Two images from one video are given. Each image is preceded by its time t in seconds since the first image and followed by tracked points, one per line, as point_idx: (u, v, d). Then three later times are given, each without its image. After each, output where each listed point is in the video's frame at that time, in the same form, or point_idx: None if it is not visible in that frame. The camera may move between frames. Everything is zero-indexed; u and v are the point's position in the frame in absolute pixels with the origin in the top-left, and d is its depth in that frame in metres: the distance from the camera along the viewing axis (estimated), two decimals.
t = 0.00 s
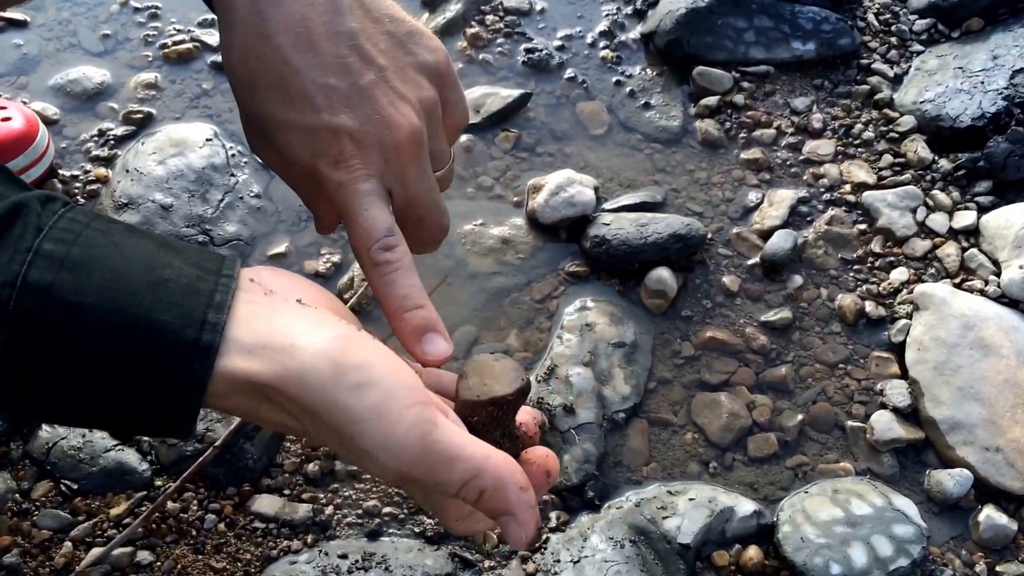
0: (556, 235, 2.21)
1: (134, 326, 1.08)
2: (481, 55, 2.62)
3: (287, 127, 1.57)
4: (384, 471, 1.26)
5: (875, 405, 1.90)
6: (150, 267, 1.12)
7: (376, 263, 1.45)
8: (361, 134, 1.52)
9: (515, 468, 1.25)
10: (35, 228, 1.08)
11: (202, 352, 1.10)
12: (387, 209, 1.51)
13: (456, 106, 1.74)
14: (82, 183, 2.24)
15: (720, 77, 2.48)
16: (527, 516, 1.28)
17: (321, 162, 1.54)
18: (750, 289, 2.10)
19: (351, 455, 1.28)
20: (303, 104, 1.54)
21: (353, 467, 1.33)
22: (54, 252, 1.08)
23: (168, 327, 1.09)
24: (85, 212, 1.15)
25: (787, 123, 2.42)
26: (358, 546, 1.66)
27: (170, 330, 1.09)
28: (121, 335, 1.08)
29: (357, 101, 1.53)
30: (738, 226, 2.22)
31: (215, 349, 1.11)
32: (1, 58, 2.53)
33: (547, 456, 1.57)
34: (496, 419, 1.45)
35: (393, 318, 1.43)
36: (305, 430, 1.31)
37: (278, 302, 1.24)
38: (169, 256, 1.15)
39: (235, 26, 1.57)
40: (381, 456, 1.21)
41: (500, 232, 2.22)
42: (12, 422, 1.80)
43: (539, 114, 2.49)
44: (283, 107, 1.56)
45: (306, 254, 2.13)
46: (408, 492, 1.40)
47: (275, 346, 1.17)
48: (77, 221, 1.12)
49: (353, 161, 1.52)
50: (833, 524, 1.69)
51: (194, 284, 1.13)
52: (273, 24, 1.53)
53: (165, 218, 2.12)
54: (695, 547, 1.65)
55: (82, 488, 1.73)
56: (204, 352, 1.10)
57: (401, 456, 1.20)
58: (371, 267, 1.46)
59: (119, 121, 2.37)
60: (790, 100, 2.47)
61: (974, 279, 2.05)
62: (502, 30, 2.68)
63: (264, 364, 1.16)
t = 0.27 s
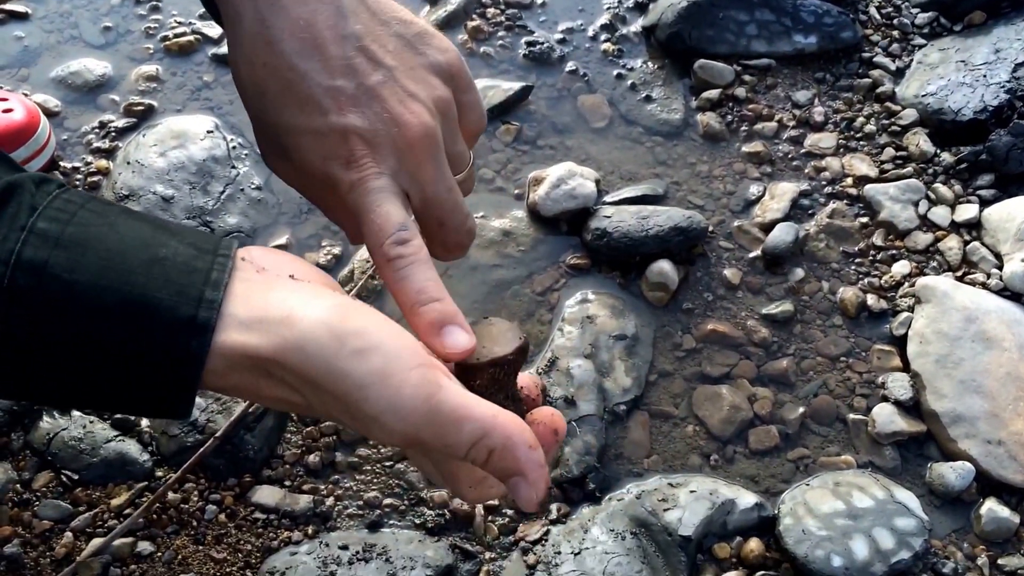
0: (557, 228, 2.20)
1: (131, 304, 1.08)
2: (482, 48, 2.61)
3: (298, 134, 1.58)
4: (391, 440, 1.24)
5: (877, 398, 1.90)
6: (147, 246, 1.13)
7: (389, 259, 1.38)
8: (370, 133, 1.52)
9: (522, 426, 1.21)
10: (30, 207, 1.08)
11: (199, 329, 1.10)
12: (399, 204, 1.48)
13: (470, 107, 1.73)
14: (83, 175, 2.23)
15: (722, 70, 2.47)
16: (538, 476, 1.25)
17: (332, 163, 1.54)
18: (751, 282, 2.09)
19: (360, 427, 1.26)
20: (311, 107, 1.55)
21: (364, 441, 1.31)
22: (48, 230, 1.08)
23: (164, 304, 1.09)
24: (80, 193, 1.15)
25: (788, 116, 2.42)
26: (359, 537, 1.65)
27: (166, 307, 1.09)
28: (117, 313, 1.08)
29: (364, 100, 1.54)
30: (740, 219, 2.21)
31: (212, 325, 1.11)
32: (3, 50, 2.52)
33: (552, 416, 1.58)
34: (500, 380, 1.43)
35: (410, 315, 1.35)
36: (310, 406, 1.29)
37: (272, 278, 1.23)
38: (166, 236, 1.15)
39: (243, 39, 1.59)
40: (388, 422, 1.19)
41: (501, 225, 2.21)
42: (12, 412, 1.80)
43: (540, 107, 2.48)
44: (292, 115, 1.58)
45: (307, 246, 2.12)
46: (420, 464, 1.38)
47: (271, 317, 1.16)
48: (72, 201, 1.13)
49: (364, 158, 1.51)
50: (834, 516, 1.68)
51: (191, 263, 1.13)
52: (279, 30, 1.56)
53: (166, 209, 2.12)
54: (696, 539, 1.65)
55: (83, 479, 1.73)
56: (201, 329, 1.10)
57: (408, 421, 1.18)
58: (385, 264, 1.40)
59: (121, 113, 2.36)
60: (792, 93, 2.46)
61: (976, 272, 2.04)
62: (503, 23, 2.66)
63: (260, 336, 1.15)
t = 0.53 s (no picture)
0: (558, 222, 2.19)
1: (125, 294, 1.07)
2: (484, 42, 2.60)
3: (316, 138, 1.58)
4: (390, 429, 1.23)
5: (878, 393, 1.89)
6: (142, 234, 1.11)
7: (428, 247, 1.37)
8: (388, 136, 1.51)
9: (522, 413, 1.21)
10: (24, 194, 1.08)
11: (194, 320, 1.09)
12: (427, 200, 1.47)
13: (480, 108, 1.71)
14: (84, 168, 2.22)
15: (723, 65, 2.46)
16: (539, 462, 1.25)
17: (351, 166, 1.53)
18: (753, 277, 2.09)
19: (358, 416, 1.26)
20: (328, 112, 1.55)
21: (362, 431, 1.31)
22: (42, 217, 1.08)
23: (159, 295, 1.08)
24: (76, 180, 1.15)
25: (790, 111, 2.41)
26: (359, 531, 1.65)
27: (159, 297, 1.08)
28: (110, 303, 1.07)
29: (381, 104, 1.53)
30: (741, 214, 2.21)
31: (206, 316, 1.10)
32: (4, 43, 2.51)
33: (553, 396, 1.56)
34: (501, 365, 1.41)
35: (460, 293, 1.33)
36: (307, 396, 1.28)
37: (268, 266, 1.21)
38: (162, 224, 1.13)
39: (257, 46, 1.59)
40: (388, 410, 1.19)
41: (502, 219, 2.20)
42: (13, 405, 1.80)
43: (542, 102, 2.47)
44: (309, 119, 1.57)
45: (307, 239, 2.12)
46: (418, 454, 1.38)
47: (267, 307, 1.15)
48: (67, 189, 1.12)
49: (383, 159, 1.50)
50: (834, 511, 1.68)
51: (187, 252, 1.11)
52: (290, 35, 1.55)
53: (167, 202, 2.11)
54: (696, 533, 1.65)
55: (83, 472, 1.73)
56: (195, 321, 1.09)
57: (409, 408, 1.18)
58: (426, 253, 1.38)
59: (122, 106, 2.35)
60: (793, 88, 2.45)
61: (977, 268, 2.03)
62: (505, 18, 2.65)
63: (257, 326, 1.14)
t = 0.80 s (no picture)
0: (559, 218, 2.19)
1: (130, 288, 1.07)
2: (485, 38, 2.60)
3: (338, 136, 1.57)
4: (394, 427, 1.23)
5: (878, 390, 1.89)
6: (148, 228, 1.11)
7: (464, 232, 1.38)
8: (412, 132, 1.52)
9: (527, 413, 1.22)
10: (30, 187, 1.07)
11: (200, 315, 1.09)
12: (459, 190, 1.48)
13: (491, 111, 1.71)
14: (84, 162, 2.22)
15: (725, 62, 2.45)
16: (542, 462, 1.26)
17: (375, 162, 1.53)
18: (753, 274, 2.08)
19: (363, 413, 1.26)
20: (351, 109, 1.55)
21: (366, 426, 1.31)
22: (48, 210, 1.07)
23: (164, 290, 1.07)
24: (81, 172, 1.14)
25: (791, 109, 2.40)
26: (359, 527, 1.65)
27: (166, 292, 1.07)
28: (116, 298, 1.07)
29: (404, 102, 1.54)
30: (741, 211, 2.20)
31: (213, 312, 1.09)
32: (5, 36, 2.51)
33: (559, 391, 1.58)
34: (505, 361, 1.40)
35: (496, 274, 1.34)
36: (311, 391, 1.28)
37: (274, 260, 1.21)
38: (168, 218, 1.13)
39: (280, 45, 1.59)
40: (394, 409, 1.19)
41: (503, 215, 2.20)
42: (12, 399, 1.79)
43: (543, 98, 2.46)
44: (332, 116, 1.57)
45: (308, 234, 2.11)
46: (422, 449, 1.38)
47: (274, 304, 1.15)
48: (73, 181, 1.11)
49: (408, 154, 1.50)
50: (834, 509, 1.67)
51: (193, 247, 1.11)
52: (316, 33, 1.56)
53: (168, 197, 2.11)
54: (696, 530, 1.64)
55: (82, 467, 1.72)
56: (202, 316, 1.09)
57: (415, 407, 1.18)
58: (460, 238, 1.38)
59: (123, 100, 2.35)
60: (794, 86, 2.44)
61: (977, 266, 2.03)
62: (507, 14, 2.64)
63: (263, 323, 1.14)
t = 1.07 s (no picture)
0: (560, 216, 2.18)
1: (133, 272, 1.07)
2: (487, 36, 2.59)
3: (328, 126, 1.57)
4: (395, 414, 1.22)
5: (878, 390, 1.89)
6: (150, 213, 1.11)
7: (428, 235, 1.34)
8: (400, 121, 1.51)
9: (528, 401, 1.20)
10: (33, 171, 1.07)
11: (202, 300, 1.08)
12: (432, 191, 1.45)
13: (490, 103, 1.72)
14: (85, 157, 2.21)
15: (726, 61, 2.45)
16: (543, 450, 1.24)
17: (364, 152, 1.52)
18: (754, 273, 2.08)
19: (365, 402, 1.25)
20: (341, 99, 1.55)
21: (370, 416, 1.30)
22: (51, 194, 1.07)
23: (167, 274, 1.07)
24: (85, 159, 1.15)
25: (792, 107, 2.39)
26: (358, 524, 1.65)
27: (169, 275, 1.07)
28: (119, 282, 1.07)
29: (396, 93, 1.53)
30: (742, 210, 2.19)
31: (214, 296, 1.09)
32: (6, 32, 2.50)
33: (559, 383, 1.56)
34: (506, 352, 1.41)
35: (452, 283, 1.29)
36: (315, 380, 1.27)
37: (276, 247, 1.20)
38: (170, 204, 1.13)
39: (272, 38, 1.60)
40: (394, 397, 1.18)
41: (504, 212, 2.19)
42: (12, 394, 1.79)
43: (544, 95, 2.45)
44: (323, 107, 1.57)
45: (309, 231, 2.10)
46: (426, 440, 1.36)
47: (275, 289, 1.15)
48: (76, 166, 1.12)
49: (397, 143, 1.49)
50: (834, 508, 1.67)
51: (195, 232, 1.11)
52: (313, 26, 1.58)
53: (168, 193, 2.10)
54: (695, 529, 1.64)
55: (82, 462, 1.72)
56: (203, 300, 1.08)
57: (415, 395, 1.17)
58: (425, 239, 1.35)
59: (124, 96, 2.34)
60: (795, 85, 2.44)
61: (977, 265, 2.02)
62: (508, 12, 2.64)
63: (264, 308, 1.14)
